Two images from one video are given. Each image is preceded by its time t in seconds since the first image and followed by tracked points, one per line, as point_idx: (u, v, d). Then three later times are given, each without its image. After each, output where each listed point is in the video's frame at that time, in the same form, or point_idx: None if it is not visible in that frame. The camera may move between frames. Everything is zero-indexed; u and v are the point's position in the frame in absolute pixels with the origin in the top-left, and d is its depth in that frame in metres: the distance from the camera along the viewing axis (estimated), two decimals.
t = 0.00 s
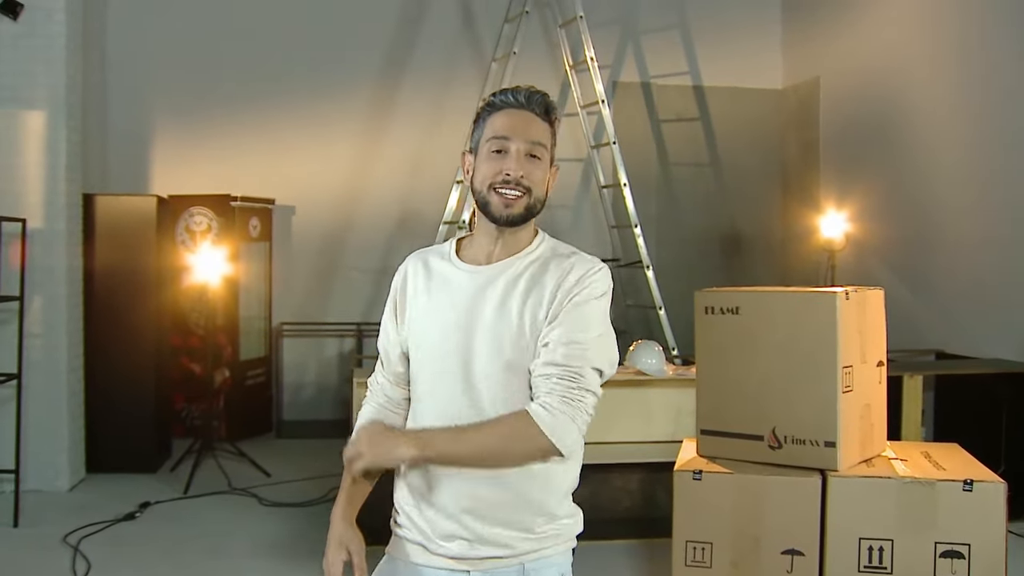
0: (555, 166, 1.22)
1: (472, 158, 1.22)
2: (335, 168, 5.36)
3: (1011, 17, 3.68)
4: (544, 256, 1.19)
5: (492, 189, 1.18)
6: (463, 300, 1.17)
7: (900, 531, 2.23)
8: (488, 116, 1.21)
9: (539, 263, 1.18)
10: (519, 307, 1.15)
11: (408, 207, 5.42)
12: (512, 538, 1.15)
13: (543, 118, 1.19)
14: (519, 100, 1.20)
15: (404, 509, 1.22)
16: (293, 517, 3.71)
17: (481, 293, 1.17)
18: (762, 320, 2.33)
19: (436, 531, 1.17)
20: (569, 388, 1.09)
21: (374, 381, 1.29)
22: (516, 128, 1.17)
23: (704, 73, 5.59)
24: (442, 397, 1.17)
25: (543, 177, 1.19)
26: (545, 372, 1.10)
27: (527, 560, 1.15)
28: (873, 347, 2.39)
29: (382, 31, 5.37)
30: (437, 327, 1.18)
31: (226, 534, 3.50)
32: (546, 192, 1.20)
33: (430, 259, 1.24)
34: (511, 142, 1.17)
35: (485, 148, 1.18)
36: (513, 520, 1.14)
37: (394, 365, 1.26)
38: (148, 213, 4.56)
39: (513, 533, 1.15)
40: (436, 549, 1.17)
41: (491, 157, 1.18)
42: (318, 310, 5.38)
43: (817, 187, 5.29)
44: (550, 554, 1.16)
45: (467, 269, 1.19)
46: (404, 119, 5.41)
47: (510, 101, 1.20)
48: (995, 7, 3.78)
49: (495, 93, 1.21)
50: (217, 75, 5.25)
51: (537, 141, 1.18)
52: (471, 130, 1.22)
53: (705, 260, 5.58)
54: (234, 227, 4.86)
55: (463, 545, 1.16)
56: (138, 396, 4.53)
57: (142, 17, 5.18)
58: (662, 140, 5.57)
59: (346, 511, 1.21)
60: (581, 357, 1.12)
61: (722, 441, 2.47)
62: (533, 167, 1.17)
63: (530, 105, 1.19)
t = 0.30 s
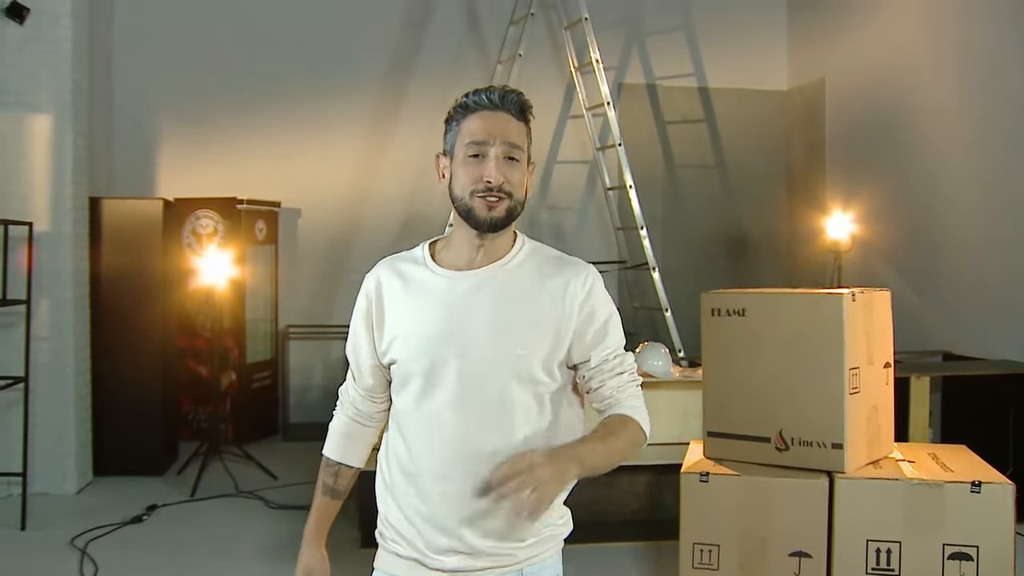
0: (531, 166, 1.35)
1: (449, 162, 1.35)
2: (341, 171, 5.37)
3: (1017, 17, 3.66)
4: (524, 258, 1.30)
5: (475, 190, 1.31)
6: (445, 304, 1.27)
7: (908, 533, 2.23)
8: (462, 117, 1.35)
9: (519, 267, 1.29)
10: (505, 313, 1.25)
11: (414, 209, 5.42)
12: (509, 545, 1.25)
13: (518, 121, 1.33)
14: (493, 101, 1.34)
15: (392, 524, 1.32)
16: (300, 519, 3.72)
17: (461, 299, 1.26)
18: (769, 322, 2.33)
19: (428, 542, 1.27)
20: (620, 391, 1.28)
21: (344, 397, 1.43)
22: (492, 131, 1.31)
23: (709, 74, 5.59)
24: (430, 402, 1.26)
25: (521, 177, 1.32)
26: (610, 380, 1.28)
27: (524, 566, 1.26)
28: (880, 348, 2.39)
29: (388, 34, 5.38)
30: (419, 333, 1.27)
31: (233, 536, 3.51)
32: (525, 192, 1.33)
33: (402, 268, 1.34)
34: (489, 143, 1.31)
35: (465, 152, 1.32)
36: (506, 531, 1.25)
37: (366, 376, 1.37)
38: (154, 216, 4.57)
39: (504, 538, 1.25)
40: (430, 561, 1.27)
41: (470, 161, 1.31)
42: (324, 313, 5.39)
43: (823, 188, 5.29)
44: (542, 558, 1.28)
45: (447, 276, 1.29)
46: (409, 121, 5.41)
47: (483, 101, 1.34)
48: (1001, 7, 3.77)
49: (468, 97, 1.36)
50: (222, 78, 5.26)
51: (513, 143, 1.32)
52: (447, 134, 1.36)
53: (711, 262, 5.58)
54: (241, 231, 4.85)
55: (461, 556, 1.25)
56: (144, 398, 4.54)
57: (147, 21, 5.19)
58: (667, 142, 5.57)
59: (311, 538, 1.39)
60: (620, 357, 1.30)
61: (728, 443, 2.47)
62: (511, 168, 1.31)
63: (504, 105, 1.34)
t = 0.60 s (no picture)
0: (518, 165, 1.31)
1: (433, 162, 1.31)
2: (351, 174, 5.37)
3: None
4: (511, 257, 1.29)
5: (458, 192, 1.26)
6: (437, 303, 1.23)
7: (920, 536, 2.22)
8: (446, 115, 1.30)
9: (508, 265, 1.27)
10: (502, 311, 1.23)
11: (424, 213, 5.42)
12: (504, 554, 1.23)
13: (502, 116, 1.29)
14: (475, 96, 1.30)
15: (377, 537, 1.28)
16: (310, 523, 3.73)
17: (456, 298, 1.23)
18: (780, 324, 2.32)
19: (420, 555, 1.23)
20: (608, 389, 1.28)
21: (320, 406, 1.37)
22: (476, 128, 1.26)
23: (719, 77, 5.59)
24: (425, 405, 1.22)
25: (506, 175, 1.27)
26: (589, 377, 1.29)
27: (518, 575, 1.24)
28: (892, 351, 2.38)
29: (397, 38, 5.39)
30: (410, 333, 1.22)
31: (243, 540, 3.52)
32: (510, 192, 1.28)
33: (386, 272, 1.30)
34: (474, 140, 1.26)
35: (447, 151, 1.27)
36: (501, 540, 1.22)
37: (346, 384, 1.32)
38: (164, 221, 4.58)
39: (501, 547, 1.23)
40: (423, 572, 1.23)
41: (454, 159, 1.26)
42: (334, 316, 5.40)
43: (833, 189, 5.27)
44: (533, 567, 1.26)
45: (438, 275, 1.26)
46: (419, 125, 5.42)
47: (467, 98, 1.30)
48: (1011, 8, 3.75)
49: (450, 94, 1.31)
50: (232, 82, 5.27)
51: (497, 141, 1.27)
52: (429, 131, 1.32)
53: (721, 264, 5.58)
54: (251, 234, 4.86)
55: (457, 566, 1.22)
56: (155, 401, 4.55)
57: (158, 27, 5.21)
58: (677, 144, 5.57)
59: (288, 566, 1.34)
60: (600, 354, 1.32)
61: (739, 446, 2.46)
62: (495, 166, 1.26)
63: (486, 101, 1.29)
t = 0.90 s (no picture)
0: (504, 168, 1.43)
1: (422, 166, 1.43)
2: (367, 182, 5.38)
3: None
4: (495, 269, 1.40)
5: (448, 197, 1.38)
6: (425, 317, 1.35)
7: (941, 546, 2.21)
8: (432, 121, 1.42)
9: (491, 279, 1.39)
10: (485, 322, 1.35)
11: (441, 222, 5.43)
12: (494, 572, 1.32)
13: (488, 122, 1.41)
14: (462, 101, 1.42)
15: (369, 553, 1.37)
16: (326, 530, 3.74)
17: (442, 314, 1.35)
18: (798, 332, 2.32)
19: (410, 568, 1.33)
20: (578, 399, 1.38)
21: (307, 419, 1.46)
22: (462, 135, 1.39)
23: (735, 85, 5.57)
24: (410, 412, 1.33)
25: (493, 180, 1.40)
26: (564, 389, 1.40)
27: None
28: (910, 360, 2.37)
29: (413, 46, 5.40)
30: (398, 345, 1.34)
31: (260, 546, 3.53)
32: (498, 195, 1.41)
33: (375, 283, 1.41)
34: (460, 145, 1.38)
35: (435, 157, 1.40)
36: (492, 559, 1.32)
37: (337, 396, 1.43)
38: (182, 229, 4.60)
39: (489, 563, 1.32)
40: None
41: (441, 164, 1.39)
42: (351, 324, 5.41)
43: (850, 197, 5.26)
44: None
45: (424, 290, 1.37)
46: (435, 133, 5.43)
47: (453, 103, 1.42)
48: None
49: (437, 100, 1.43)
50: (249, 91, 5.30)
51: (483, 144, 1.40)
52: (417, 138, 1.44)
53: (738, 272, 5.56)
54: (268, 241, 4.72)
55: None
56: (172, 408, 4.58)
57: (174, 36, 5.24)
58: (694, 151, 5.56)
59: None
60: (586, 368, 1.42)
61: (757, 454, 2.46)
62: (482, 171, 1.38)
63: (472, 105, 1.41)
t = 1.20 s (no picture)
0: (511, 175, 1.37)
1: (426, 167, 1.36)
2: (391, 187, 5.39)
3: None
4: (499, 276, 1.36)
5: (453, 199, 1.32)
6: (428, 326, 1.30)
7: (969, 555, 2.19)
8: (442, 121, 1.35)
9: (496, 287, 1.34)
10: (491, 330, 1.30)
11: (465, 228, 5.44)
12: None
13: (500, 126, 1.35)
14: (475, 103, 1.35)
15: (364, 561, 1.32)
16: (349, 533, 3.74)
17: (446, 322, 1.30)
18: (825, 339, 2.30)
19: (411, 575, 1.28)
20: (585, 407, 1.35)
21: (300, 427, 1.40)
22: (473, 138, 1.32)
23: (760, 89, 5.56)
24: (414, 425, 1.27)
25: (501, 186, 1.34)
26: (575, 398, 1.36)
27: None
28: (938, 366, 2.35)
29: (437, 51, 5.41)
30: (399, 357, 1.28)
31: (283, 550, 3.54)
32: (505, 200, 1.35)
33: (374, 291, 1.36)
34: (469, 147, 1.32)
35: (442, 158, 1.33)
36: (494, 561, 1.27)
37: (333, 407, 1.37)
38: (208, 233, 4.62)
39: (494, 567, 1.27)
40: None
41: (448, 166, 1.32)
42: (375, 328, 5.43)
43: (876, 202, 5.23)
44: None
45: (427, 298, 1.32)
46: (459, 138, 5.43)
47: (464, 105, 1.35)
48: None
49: (448, 100, 1.37)
50: (273, 96, 5.32)
51: (493, 149, 1.33)
52: (424, 137, 1.37)
53: (763, 277, 5.55)
54: (293, 246, 4.67)
55: None
56: (197, 412, 4.61)
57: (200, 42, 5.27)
58: (718, 157, 5.55)
59: None
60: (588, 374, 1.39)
61: (782, 461, 2.45)
62: (491, 176, 1.32)
63: (485, 108, 1.35)
